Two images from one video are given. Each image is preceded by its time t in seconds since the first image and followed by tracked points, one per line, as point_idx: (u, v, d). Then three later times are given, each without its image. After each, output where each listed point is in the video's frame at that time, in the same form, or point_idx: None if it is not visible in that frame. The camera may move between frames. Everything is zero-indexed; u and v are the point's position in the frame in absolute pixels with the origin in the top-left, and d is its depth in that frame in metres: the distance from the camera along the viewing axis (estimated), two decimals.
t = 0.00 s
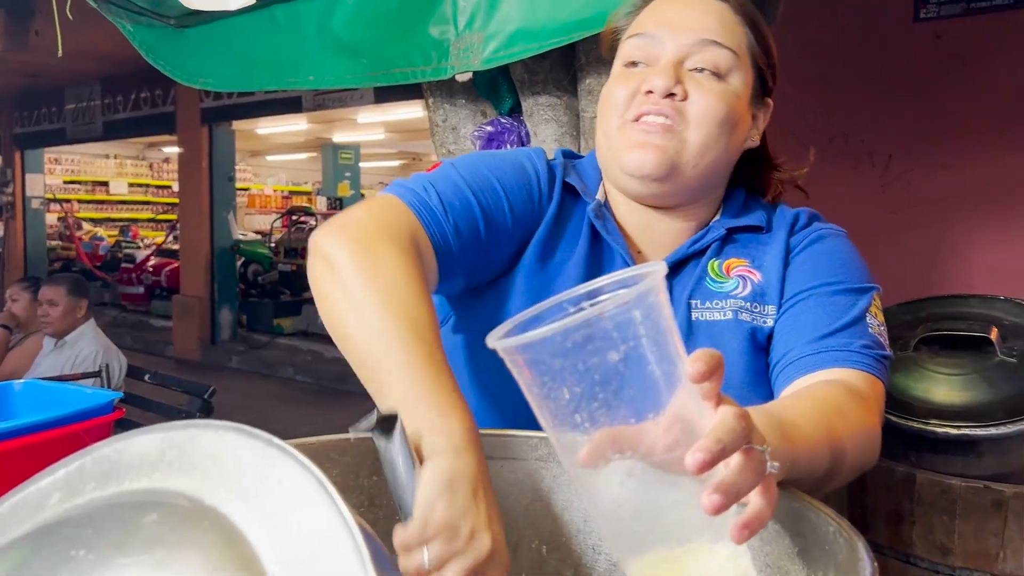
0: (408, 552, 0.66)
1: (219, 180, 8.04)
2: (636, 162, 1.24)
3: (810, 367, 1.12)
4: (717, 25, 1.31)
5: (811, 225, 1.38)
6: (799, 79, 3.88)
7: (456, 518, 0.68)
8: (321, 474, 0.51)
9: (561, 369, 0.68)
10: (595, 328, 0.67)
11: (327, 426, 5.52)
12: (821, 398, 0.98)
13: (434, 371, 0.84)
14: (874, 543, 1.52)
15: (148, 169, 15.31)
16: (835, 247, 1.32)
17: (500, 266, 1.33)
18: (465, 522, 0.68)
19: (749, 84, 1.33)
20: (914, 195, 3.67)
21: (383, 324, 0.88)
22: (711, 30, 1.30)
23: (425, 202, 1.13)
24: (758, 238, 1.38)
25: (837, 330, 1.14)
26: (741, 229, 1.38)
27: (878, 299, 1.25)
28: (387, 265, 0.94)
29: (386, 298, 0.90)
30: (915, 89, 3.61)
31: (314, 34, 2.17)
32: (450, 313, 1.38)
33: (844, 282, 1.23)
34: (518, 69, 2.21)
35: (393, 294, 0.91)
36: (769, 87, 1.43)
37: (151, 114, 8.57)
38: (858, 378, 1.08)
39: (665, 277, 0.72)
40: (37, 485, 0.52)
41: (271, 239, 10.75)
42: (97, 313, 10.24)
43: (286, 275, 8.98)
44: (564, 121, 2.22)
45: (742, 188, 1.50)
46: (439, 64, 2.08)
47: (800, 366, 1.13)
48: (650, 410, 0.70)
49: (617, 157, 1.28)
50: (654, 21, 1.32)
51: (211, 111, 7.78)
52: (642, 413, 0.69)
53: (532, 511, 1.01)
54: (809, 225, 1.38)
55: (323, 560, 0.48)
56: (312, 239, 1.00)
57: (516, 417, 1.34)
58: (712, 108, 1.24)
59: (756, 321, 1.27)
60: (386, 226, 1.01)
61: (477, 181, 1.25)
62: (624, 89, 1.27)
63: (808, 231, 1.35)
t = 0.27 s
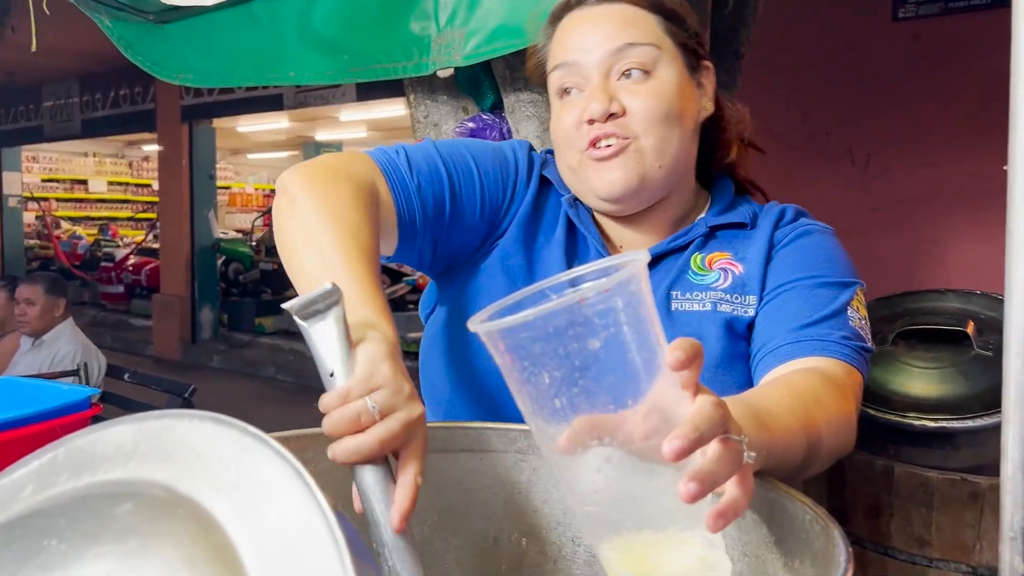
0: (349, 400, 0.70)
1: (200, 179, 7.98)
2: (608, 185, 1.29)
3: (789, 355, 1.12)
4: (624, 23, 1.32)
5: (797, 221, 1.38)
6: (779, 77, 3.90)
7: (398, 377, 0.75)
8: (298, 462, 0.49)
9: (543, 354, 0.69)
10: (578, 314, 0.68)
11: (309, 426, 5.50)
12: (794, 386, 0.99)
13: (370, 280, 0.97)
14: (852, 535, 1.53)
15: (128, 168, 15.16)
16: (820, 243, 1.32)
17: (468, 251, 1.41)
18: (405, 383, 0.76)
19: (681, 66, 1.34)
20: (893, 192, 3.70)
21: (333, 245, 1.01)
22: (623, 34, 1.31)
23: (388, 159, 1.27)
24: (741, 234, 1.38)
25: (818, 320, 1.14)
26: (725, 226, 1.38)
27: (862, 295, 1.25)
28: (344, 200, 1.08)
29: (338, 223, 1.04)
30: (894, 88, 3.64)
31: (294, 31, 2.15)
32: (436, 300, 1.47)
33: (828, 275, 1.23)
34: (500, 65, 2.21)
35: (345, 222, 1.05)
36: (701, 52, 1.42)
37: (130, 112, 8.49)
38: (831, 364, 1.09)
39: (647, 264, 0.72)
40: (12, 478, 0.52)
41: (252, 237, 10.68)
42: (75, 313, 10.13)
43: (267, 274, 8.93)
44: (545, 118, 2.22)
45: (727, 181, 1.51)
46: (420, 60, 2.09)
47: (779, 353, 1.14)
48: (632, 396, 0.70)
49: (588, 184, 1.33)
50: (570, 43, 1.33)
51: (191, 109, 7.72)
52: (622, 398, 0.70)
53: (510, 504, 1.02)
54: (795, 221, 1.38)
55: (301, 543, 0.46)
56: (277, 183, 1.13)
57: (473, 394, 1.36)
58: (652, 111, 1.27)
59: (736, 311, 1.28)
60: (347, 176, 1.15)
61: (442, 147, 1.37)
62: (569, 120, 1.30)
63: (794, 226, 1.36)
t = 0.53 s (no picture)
0: (374, 491, 0.64)
1: (181, 177, 7.92)
2: (579, 175, 1.30)
3: (773, 352, 1.13)
4: (606, 15, 1.33)
5: (775, 214, 1.39)
6: (761, 76, 3.92)
7: (424, 464, 0.73)
8: (284, 450, 0.50)
9: (523, 341, 0.69)
10: (557, 300, 0.68)
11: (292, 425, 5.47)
12: (777, 380, 0.99)
13: (385, 345, 0.94)
14: (835, 528, 1.54)
15: (108, 166, 15.02)
16: (799, 235, 1.33)
17: (465, 259, 1.40)
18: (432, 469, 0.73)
19: (660, 58, 1.34)
20: (873, 190, 3.73)
21: (343, 307, 0.97)
22: (601, 26, 1.32)
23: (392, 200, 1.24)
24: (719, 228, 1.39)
25: (799, 317, 1.15)
26: (703, 218, 1.39)
27: (841, 287, 1.25)
28: (350, 260, 1.05)
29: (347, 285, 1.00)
30: (875, 87, 3.67)
31: (277, 27, 2.15)
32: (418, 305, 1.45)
33: (807, 270, 1.24)
34: (484, 62, 2.21)
35: (351, 278, 1.01)
36: (689, 47, 1.42)
37: (110, 109, 8.42)
38: (818, 360, 1.10)
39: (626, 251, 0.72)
40: None
41: (234, 236, 10.61)
42: (55, 312, 10.04)
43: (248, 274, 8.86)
44: (529, 114, 2.22)
45: (703, 174, 1.53)
46: (404, 56, 2.07)
47: (762, 350, 1.15)
48: (612, 382, 0.70)
49: (562, 173, 1.34)
50: (554, 33, 1.35)
51: (171, 107, 7.67)
52: (602, 385, 0.70)
53: (494, 497, 1.02)
54: (773, 213, 1.39)
55: (286, 530, 0.46)
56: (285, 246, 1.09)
57: (464, 399, 1.34)
58: (625, 103, 1.27)
59: (716, 307, 1.29)
60: (351, 228, 1.12)
61: (441, 179, 1.35)
62: (546, 109, 1.32)
63: (772, 220, 1.37)
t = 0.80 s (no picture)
0: None
1: (162, 175, 7.87)
2: (588, 147, 1.24)
3: (766, 357, 1.14)
4: (660, 8, 1.33)
5: (767, 217, 1.40)
6: (745, 75, 3.95)
7: None
8: (282, 449, 0.49)
9: (514, 344, 0.69)
10: (548, 302, 0.68)
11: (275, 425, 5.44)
12: (770, 382, 1.00)
13: (395, 417, 0.85)
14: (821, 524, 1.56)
15: (88, 164, 14.88)
16: (790, 239, 1.34)
17: (475, 267, 1.33)
18: None
19: (698, 65, 1.34)
20: (856, 190, 3.76)
21: (355, 377, 0.88)
22: (651, 15, 1.32)
23: (404, 232, 1.14)
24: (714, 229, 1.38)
25: (790, 321, 1.16)
26: (697, 220, 1.38)
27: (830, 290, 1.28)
28: (365, 314, 0.94)
29: (361, 352, 0.90)
30: (857, 87, 3.70)
31: (262, 25, 2.14)
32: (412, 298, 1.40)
33: (798, 274, 1.26)
34: (471, 61, 2.21)
35: (365, 337, 0.92)
36: (724, 69, 1.43)
37: (90, 107, 8.34)
38: (812, 366, 1.10)
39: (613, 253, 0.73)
40: None
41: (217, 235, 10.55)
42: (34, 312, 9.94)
43: (230, 272, 8.84)
44: (516, 114, 2.23)
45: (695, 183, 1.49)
46: (389, 54, 2.07)
47: (755, 355, 1.15)
48: (603, 382, 0.70)
49: (568, 145, 1.28)
50: (602, 13, 1.34)
51: (153, 105, 7.61)
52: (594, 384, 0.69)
53: (486, 496, 1.02)
54: (766, 217, 1.40)
55: (283, 532, 0.46)
56: (297, 285, 1.01)
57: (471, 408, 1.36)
58: (655, 90, 1.25)
59: (715, 313, 1.28)
60: (369, 270, 1.02)
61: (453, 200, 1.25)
62: (572, 80, 1.27)
63: (765, 223, 1.38)
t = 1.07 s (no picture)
0: None
1: (146, 174, 7.82)
2: (591, 155, 1.23)
3: (755, 357, 1.14)
4: (660, 12, 1.32)
5: (757, 217, 1.41)
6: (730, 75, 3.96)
7: None
8: (276, 451, 0.49)
9: (502, 345, 0.69)
10: (537, 304, 0.68)
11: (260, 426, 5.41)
12: (760, 383, 1.00)
13: (415, 482, 0.78)
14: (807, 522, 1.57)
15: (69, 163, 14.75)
16: (779, 240, 1.35)
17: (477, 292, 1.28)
18: None
19: (698, 71, 1.34)
20: (840, 189, 3.79)
21: (371, 443, 0.80)
22: (654, 20, 1.30)
23: (418, 269, 1.06)
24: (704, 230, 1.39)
25: (778, 322, 1.17)
26: (688, 222, 1.39)
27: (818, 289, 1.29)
28: (381, 369, 0.86)
29: (380, 414, 0.82)
30: (841, 87, 3.73)
31: (247, 23, 2.13)
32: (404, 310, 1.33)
33: (787, 274, 1.26)
34: (458, 60, 2.21)
35: (385, 397, 0.83)
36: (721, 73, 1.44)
37: (72, 105, 8.28)
38: (800, 366, 1.11)
39: (598, 251, 0.72)
40: None
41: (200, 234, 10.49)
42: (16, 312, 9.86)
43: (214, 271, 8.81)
44: (503, 113, 2.23)
45: (683, 185, 1.49)
46: (376, 54, 2.06)
47: (744, 354, 1.16)
48: (590, 381, 0.70)
49: (569, 152, 1.27)
50: (600, 13, 1.32)
51: (136, 103, 7.56)
52: (582, 383, 0.70)
53: (475, 495, 1.02)
54: (756, 218, 1.41)
55: (277, 533, 0.47)
56: (314, 328, 0.93)
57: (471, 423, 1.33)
58: (659, 100, 1.24)
59: (707, 315, 1.30)
60: (385, 315, 0.93)
61: (461, 221, 1.18)
62: (573, 84, 1.26)
63: (756, 222, 1.39)
